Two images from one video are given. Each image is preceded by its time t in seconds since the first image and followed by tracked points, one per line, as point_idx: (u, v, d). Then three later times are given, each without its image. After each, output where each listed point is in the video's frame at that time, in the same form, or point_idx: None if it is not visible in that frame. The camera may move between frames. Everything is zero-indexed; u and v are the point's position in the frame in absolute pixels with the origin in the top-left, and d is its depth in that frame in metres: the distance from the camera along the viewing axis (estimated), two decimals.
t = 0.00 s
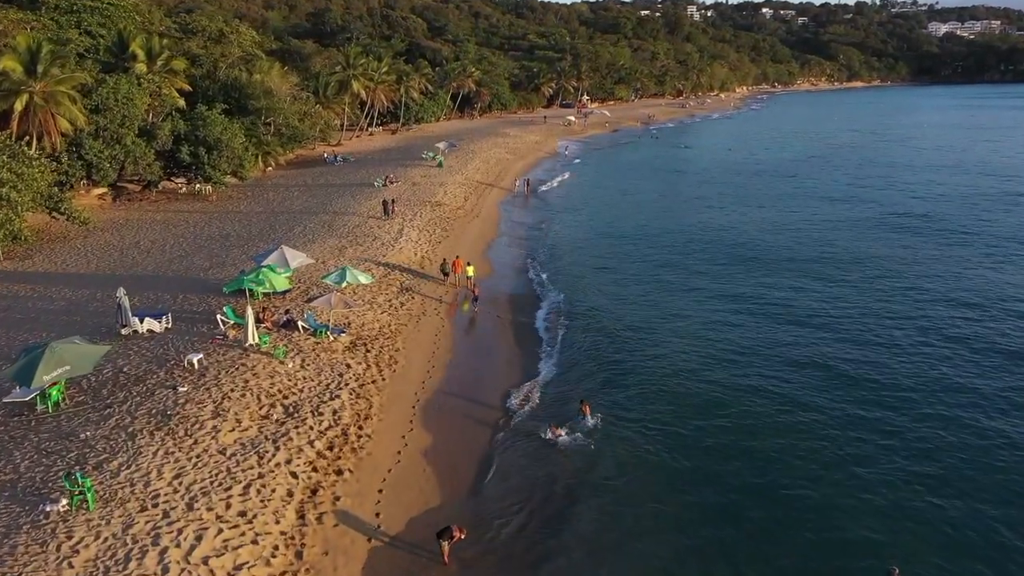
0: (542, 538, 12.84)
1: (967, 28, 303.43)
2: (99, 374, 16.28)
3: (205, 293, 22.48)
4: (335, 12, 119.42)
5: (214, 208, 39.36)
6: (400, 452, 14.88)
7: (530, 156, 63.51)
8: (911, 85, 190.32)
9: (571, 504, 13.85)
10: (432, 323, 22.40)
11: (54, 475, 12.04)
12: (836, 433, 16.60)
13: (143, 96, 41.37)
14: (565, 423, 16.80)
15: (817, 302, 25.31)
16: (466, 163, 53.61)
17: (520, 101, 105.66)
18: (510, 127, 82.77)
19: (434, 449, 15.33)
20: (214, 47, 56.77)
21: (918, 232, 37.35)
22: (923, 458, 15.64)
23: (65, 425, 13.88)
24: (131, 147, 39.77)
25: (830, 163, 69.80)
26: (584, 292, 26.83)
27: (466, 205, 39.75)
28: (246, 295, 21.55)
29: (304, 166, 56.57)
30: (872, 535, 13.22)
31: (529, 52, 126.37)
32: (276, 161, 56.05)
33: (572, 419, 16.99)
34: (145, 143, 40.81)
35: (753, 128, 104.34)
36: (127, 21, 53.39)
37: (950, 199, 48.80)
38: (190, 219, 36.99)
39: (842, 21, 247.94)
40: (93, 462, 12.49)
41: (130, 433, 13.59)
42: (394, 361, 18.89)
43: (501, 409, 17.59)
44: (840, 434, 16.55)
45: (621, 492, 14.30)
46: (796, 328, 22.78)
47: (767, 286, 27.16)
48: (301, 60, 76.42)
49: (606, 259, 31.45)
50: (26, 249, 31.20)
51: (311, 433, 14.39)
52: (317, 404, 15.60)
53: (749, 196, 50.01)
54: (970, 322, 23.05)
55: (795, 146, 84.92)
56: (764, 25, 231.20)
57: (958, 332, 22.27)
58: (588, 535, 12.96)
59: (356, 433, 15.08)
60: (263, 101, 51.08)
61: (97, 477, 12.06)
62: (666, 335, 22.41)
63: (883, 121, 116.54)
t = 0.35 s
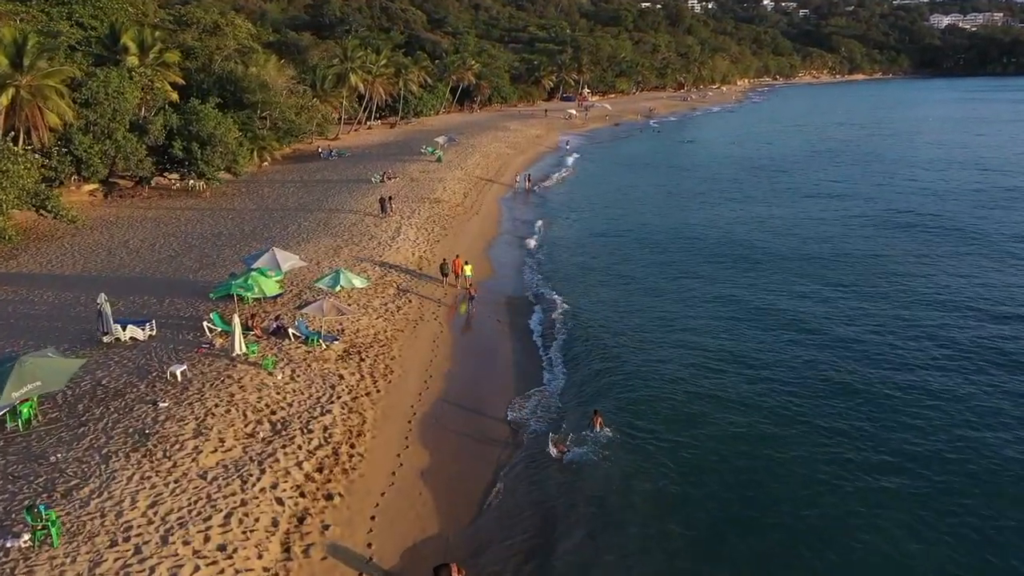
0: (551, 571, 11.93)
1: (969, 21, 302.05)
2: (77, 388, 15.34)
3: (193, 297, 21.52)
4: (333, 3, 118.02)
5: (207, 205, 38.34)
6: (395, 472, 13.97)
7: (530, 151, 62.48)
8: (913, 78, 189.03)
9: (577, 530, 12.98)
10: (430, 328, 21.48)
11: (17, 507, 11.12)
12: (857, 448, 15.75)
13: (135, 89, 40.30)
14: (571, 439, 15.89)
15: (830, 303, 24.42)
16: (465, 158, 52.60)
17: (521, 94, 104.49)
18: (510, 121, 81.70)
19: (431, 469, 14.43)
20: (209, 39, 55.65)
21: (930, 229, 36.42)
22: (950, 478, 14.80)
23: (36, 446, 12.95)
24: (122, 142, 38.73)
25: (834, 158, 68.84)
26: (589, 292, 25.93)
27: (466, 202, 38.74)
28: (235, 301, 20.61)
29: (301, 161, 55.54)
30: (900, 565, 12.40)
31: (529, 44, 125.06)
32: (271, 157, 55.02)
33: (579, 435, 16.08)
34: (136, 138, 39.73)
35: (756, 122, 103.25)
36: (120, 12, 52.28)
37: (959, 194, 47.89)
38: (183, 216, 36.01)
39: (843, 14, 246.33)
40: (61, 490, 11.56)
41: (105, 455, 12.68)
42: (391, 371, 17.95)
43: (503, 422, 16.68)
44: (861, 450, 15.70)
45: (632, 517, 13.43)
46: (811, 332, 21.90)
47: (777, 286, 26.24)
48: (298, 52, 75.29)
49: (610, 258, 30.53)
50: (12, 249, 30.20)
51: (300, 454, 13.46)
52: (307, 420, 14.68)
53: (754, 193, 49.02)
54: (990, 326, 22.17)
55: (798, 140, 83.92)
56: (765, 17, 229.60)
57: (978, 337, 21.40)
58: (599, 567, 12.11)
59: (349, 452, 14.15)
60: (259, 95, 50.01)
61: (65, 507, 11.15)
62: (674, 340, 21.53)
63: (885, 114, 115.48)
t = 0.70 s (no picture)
0: None
1: (971, 13, 300.11)
2: (51, 404, 14.38)
3: (178, 302, 20.56)
4: None
5: (200, 203, 37.34)
6: (389, 497, 13.07)
7: (530, 145, 61.45)
8: (915, 71, 187.61)
9: (585, 561, 12.06)
10: (427, 333, 20.52)
11: None
12: (881, 467, 14.85)
13: (126, 83, 39.24)
14: (576, 457, 14.96)
15: (844, 306, 23.48)
16: (464, 153, 51.59)
17: (521, 87, 103.27)
18: (510, 115, 80.60)
19: (427, 492, 13.51)
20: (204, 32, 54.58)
21: (941, 227, 35.50)
22: (984, 501, 13.87)
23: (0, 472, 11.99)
24: (112, 138, 37.68)
25: (839, 152, 67.85)
26: (593, 294, 24.99)
27: (465, 199, 37.72)
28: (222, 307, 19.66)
29: (298, 156, 54.52)
30: None
31: (529, 37, 123.75)
32: (267, 152, 53.99)
33: (585, 453, 15.15)
34: (126, 133, 38.66)
35: (758, 115, 102.18)
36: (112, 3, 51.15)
37: (968, 190, 46.97)
38: (175, 214, 35.03)
39: (844, 6, 244.60)
40: (22, 525, 10.61)
41: (73, 481, 11.72)
42: (386, 382, 16.99)
43: (504, 436, 15.78)
44: (889, 471, 14.75)
45: (643, 546, 12.54)
46: (825, 337, 20.98)
47: (789, 288, 25.30)
48: (295, 45, 74.15)
49: (615, 259, 29.59)
50: None
51: (285, 479, 12.51)
52: (294, 439, 13.74)
53: (759, 189, 48.07)
54: (1014, 331, 21.21)
55: (802, 134, 82.85)
56: (766, 9, 227.95)
57: (1002, 343, 20.46)
58: None
59: (339, 475, 13.21)
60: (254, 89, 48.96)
61: (26, 545, 10.23)
62: (683, 346, 20.61)
63: (888, 107, 114.38)
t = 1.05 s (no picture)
0: None
1: (972, 5, 298.26)
2: (22, 424, 13.44)
3: (163, 308, 19.60)
4: None
5: (192, 200, 36.36)
6: (380, 527, 12.13)
7: (531, 140, 60.43)
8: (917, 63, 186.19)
9: None
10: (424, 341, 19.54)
11: None
12: (907, 489, 13.97)
13: (116, 76, 38.17)
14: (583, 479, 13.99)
15: (859, 311, 22.55)
16: (464, 148, 50.52)
17: (521, 80, 101.98)
18: (510, 108, 79.50)
19: (422, 521, 12.56)
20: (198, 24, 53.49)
21: (953, 225, 34.57)
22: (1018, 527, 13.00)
23: None
24: (101, 134, 36.60)
25: (844, 147, 66.81)
26: (597, 299, 24.03)
27: (464, 196, 36.73)
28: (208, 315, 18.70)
29: (293, 151, 53.49)
30: None
31: (529, 29, 122.39)
32: (262, 148, 52.96)
33: (592, 474, 14.19)
34: (115, 129, 37.57)
35: (761, 109, 101.05)
36: None
37: (977, 186, 46.03)
38: (165, 212, 34.04)
39: None
40: None
41: (36, 515, 10.78)
42: (379, 397, 16.01)
43: (506, 455, 14.80)
44: (916, 494, 13.82)
45: None
46: (841, 345, 20.05)
47: (801, 291, 24.36)
48: (292, 37, 72.95)
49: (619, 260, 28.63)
50: None
51: (268, 510, 11.55)
52: (280, 463, 12.78)
53: (765, 185, 47.12)
54: None
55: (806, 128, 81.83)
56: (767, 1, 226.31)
57: None
58: None
59: (327, 503, 12.26)
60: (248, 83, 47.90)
61: None
62: (692, 354, 19.67)
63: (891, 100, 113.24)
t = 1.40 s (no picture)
0: None
1: None
2: None
3: (147, 317, 18.64)
4: None
5: (183, 198, 35.35)
6: (370, 564, 11.20)
7: (532, 134, 59.41)
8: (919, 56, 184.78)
9: None
10: (420, 350, 18.59)
11: None
12: (936, 512, 13.11)
13: (105, 70, 37.08)
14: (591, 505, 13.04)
15: (875, 316, 21.64)
16: (463, 143, 49.48)
17: (520, 73, 100.72)
18: (509, 102, 78.35)
19: (416, 556, 11.62)
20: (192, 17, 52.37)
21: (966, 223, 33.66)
22: None
23: None
24: (89, 131, 35.54)
25: (849, 142, 65.81)
26: (602, 304, 23.12)
27: (463, 194, 35.78)
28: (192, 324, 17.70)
29: (289, 146, 52.42)
30: None
31: (529, 21, 121.05)
32: (256, 143, 51.89)
33: (600, 499, 13.25)
34: (104, 125, 36.51)
35: (763, 102, 99.98)
36: None
37: (987, 182, 45.09)
38: (155, 210, 33.06)
39: None
40: None
41: None
42: (371, 415, 15.04)
43: (507, 478, 13.84)
44: (950, 520, 12.91)
45: None
46: (858, 353, 19.15)
47: (814, 295, 23.44)
48: (288, 30, 71.78)
49: (624, 261, 27.71)
50: None
51: (248, 549, 10.61)
52: (262, 493, 11.84)
53: (773, 182, 46.14)
54: None
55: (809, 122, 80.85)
56: None
57: None
58: None
59: (312, 538, 11.33)
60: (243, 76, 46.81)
61: None
62: (703, 363, 18.77)
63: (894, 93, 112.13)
